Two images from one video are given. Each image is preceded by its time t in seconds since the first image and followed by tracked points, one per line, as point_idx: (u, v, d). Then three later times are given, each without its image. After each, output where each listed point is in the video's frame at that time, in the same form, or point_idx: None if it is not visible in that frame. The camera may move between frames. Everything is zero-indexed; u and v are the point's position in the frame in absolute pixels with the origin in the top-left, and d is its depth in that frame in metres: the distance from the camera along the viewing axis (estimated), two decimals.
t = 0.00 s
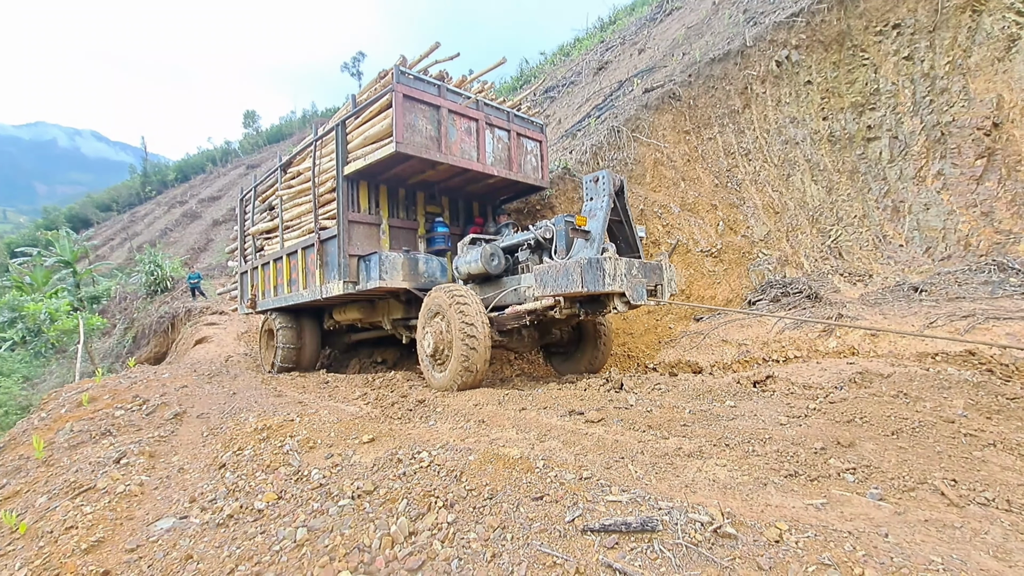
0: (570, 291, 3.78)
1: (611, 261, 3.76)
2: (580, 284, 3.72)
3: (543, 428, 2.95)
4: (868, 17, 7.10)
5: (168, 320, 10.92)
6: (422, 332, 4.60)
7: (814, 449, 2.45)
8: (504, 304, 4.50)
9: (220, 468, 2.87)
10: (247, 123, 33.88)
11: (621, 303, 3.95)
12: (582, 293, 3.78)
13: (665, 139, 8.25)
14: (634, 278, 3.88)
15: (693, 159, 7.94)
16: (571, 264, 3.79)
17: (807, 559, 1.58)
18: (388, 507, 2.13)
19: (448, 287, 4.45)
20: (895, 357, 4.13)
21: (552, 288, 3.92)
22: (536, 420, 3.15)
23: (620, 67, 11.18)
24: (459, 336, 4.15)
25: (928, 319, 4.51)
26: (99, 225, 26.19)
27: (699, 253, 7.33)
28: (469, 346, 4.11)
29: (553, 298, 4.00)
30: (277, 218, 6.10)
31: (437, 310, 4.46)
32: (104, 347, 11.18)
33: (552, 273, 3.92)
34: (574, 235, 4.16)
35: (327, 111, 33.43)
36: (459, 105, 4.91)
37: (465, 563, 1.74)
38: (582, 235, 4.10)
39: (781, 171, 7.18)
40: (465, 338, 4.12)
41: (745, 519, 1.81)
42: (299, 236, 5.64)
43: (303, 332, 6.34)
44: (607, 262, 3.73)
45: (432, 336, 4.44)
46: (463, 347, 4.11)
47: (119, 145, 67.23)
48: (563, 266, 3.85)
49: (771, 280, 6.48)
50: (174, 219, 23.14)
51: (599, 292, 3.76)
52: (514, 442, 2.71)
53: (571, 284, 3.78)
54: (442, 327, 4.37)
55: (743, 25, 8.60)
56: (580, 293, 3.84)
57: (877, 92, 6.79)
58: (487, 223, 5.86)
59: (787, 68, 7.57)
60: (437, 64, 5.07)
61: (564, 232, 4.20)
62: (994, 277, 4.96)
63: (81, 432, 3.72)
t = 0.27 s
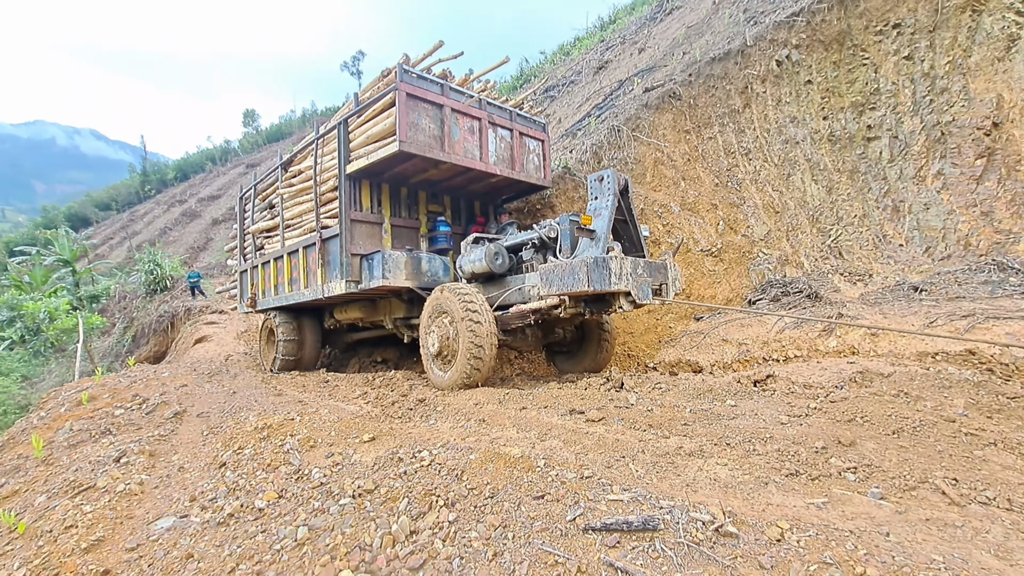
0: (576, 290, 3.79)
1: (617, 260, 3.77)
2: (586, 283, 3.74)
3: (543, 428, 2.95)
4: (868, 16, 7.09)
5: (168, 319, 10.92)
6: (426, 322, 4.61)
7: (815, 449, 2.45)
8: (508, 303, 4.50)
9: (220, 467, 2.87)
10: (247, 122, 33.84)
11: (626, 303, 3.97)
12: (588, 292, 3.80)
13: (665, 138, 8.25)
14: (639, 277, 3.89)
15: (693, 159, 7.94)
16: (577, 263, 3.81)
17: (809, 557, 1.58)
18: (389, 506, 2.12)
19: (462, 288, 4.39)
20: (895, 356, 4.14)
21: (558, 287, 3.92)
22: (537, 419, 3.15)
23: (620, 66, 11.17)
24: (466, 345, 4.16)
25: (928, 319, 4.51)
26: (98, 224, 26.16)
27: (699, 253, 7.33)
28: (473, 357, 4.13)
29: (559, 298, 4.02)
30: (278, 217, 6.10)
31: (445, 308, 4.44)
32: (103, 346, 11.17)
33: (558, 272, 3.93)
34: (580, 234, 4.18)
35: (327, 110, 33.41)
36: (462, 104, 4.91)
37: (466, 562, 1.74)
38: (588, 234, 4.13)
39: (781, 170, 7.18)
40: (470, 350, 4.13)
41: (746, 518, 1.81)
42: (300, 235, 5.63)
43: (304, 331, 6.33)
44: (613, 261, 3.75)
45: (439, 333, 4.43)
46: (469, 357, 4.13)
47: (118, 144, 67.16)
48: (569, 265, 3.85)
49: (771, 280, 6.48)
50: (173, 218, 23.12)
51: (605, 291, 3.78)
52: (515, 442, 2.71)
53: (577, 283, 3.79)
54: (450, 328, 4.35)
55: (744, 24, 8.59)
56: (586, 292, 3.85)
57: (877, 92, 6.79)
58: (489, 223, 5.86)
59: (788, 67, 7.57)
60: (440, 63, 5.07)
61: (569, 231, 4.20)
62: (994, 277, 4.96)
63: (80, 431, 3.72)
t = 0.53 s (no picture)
0: (582, 288, 3.76)
1: (623, 258, 3.78)
2: (591, 281, 3.71)
3: (543, 427, 2.96)
4: (869, 16, 7.09)
5: (168, 318, 10.92)
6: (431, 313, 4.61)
7: (815, 449, 2.45)
8: (512, 302, 4.49)
9: (220, 466, 2.87)
10: (247, 122, 33.82)
11: (632, 301, 3.98)
12: (594, 290, 3.77)
13: (665, 138, 8.25)
14: (645, 276, 3.89)
15: (693, 158, 7.94)
16: (583, 262, 3.79)
17: (809, 557, 1.58)
18: (389, 505, 2.12)
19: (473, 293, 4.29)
20: (895, 356, 4.14)
21: (564, 286, 3.92)
22: (536, 419, 3.15)
23: (621, 66, 11.17)
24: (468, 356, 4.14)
25: (928, 319, 4.52)
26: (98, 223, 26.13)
27: (699, 252, 7.33)
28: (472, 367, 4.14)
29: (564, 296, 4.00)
30: (279, 215, 6.09)
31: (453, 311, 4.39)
32: (103, 345, 11.16)
33: (564, 271, 3.91)
34: (585, 233, 4.13)
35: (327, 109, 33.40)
36: (466, 102, 4.91)
37: (466, 561, 1.74)
38: (593, 233, 4.10)
39: (781, 170, 7.18)
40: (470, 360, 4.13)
41: (746, 518, 1.81)
42: (301, 234, 5.63)
43: (304, 330, 6.32)
44: (618, 260, 3.73)
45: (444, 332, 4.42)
46: (468, 367, 4.14)
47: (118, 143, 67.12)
48: (575, 263, 3.85)
49: (771, 280, 6.48)
50: (173, 217, 23.10)
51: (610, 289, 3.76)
52: (514, 441, 2.71)
53: (583, 282, 3.77)
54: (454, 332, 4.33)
55: (744, 24, 8.58)
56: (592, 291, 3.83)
57: (877, 92, 6.79)
58: (490, 222, 5.87)
59: (788, 67, 7.57)
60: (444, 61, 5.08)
61: (574, 230, 4.20)
62: (994, 277, 4.96)
63: (79, 430, 3.71)
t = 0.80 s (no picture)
0: (589, 289, 3.78)
1: (629, 258, 3.78)
2: (599, 281, 3.73)
3: (543, 427, 2.96)
4: (869, 16, 7.09)
5: (167, 318, 10.92)
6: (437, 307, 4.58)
7: (814, 448, 2.45)
8: (516, 302, 4.50)
9: (219, 466, 2.87)
10: (246, 121, 33.81)
11: (637, 301, 3.96)
12: (600, 291, 3.79)
13: (665, 138, 8.25)
14: (651, 276, 3.91)
15: (693, 158, 7.94)
16: (589, 262, 3.80)
17: (808, 557, 1.58)
18: (389, 504, 2.12)
19: (484, 305, 4.20)
20: (895, 356, 4.14)
21: (570, 286, 3.93)
22: (536, 418, 3.15)
23: (621, 65, 11.17)
24: (469, 369, 4.14)
25: (927, 319, 4.53)
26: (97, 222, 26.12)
27: (699, 252, 7.33)
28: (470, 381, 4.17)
29: (570, 296, 4.00)
30: (280, 214, 6.08)
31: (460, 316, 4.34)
32: (102, 345, 11.15)
33: (570, 271, 3.93)
34: (590, 233, 4.08)
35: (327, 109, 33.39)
36: (469, 101, 4.90)
37: (465, 561, 1.73)
38: (598, 233, 4.06)
39: (781, 170, 7.18)
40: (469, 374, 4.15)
41: (745, 518, 1.81)
42: (302, 232, 5.62)
43: (304, 330, 6.31)
44: (625, 260, 3.75)
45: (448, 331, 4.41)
46: (466, 379, 4.16)
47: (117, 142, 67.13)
48: (581, 263, 3.86)
49: (770, 280, 6.47)
50: (173, 217, 23.09)
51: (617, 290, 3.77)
52: (514, 441, 2.71)
53: (590, 282, 3.78)
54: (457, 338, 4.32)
55: (744, 23, 8.58)
56: (598, 291, 3.84)
57: (877, 92, 6.79)
58: (492, 222, 5.87)
59: (788, 67, 7.57)
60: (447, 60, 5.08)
61: (579, 229, 4.21)
62: (993, 277, 4.97)
63: (79, 430, 3.71)
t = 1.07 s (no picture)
0: (595, 288, 3.78)
1: (636, 258, 3.77)
2: (605, 281, 3.73)
3: (543, 427, 2.96)
4: (869, 16, 7.09)
5: (167, 317, 10.91)
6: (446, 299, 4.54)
7: (814, 449, 2.45)
8: (520, 302, 4.50)
9: (219, 466, 2.87)
10: (246, 120, 33.79)
11: (644, 301, 3.95)
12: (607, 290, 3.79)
13: (664, 138, 8.25)
14: (657, 276, 3.90)
15: (693, 158, 7.94)
16: (596, 262, 3.81)
17: (808, 558, 1.58)
18: (389, 504, 2.12)
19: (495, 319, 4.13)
20: (894, 356, 4.15)
21: (576, 285, 3.94)
22: (536, 418, 3.15)
23: (621, 65, 11.17)
24: (468, 376, 4.17)
25: (927, 319, 4.54)
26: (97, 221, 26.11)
27: (699, 252, 7.33)
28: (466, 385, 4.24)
29: (575, 296, 4.00)
30: (280, 213, 6.08)
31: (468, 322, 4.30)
32: (102, 344, 11.15)
33: (576, 271, 3.94)
34: (595, 232, 4.18)
35: (327, 109, 33.39)
36: (473, 100, 4.90)
37: (465, 561, 1.74)
38: (604, 232, 4.14)
39: (781, 170, 7.18)
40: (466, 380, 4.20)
41: (745, 518, 1.81)
42: (303, 232, 5.62)
43: (305, 330, 6.31)
44: (632, 259, 3.75)
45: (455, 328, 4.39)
46: (466, 384, 4.22)
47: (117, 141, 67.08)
48: (588, 263, 3.87)
49: (770, 280, 6.47)
50: (172, 216, 23.07)
51: (624, 289, 3.77)
52: (514, 441, 2.71)
53: (596, 282, 3.79)
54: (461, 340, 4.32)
55: (744, 23, 8.58)
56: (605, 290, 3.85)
57: (877, 92, 6.79)
58: (494, 221, 5.89)
59: (788, 67, 7.57)
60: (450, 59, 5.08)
61: (584, 228, 4.21)
62: (993, 278, 4.97)
63: (79, 429, 3.72)
